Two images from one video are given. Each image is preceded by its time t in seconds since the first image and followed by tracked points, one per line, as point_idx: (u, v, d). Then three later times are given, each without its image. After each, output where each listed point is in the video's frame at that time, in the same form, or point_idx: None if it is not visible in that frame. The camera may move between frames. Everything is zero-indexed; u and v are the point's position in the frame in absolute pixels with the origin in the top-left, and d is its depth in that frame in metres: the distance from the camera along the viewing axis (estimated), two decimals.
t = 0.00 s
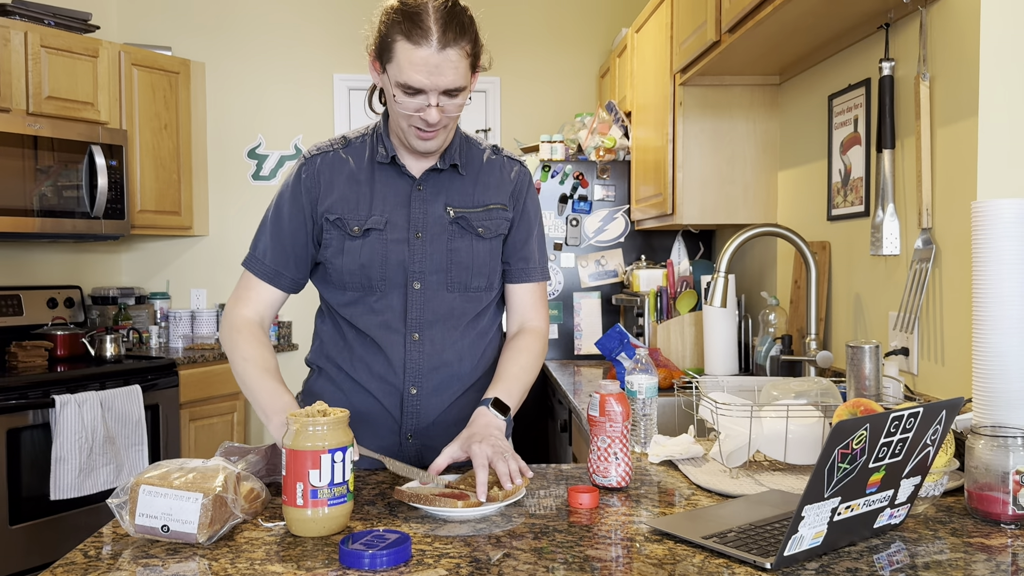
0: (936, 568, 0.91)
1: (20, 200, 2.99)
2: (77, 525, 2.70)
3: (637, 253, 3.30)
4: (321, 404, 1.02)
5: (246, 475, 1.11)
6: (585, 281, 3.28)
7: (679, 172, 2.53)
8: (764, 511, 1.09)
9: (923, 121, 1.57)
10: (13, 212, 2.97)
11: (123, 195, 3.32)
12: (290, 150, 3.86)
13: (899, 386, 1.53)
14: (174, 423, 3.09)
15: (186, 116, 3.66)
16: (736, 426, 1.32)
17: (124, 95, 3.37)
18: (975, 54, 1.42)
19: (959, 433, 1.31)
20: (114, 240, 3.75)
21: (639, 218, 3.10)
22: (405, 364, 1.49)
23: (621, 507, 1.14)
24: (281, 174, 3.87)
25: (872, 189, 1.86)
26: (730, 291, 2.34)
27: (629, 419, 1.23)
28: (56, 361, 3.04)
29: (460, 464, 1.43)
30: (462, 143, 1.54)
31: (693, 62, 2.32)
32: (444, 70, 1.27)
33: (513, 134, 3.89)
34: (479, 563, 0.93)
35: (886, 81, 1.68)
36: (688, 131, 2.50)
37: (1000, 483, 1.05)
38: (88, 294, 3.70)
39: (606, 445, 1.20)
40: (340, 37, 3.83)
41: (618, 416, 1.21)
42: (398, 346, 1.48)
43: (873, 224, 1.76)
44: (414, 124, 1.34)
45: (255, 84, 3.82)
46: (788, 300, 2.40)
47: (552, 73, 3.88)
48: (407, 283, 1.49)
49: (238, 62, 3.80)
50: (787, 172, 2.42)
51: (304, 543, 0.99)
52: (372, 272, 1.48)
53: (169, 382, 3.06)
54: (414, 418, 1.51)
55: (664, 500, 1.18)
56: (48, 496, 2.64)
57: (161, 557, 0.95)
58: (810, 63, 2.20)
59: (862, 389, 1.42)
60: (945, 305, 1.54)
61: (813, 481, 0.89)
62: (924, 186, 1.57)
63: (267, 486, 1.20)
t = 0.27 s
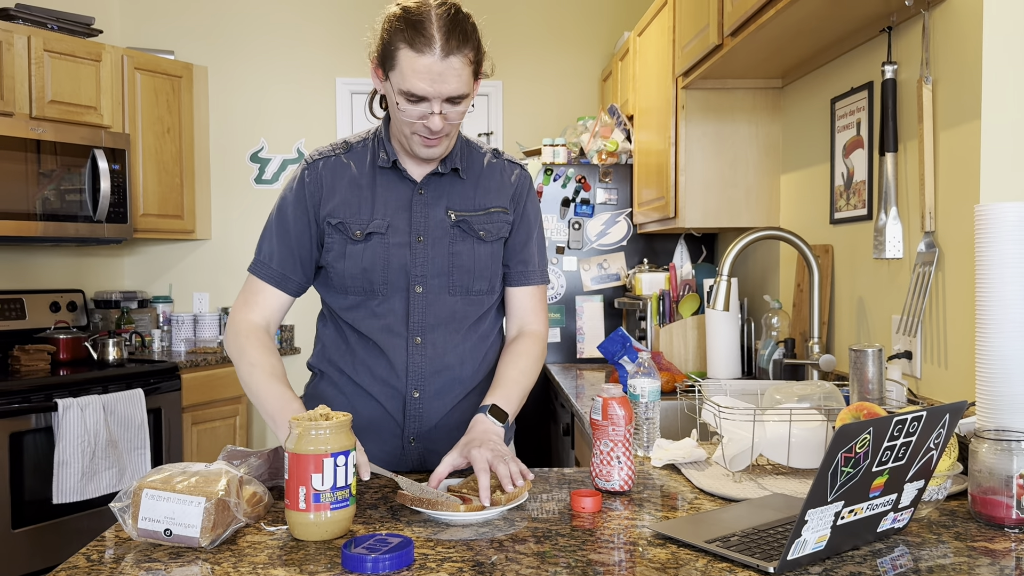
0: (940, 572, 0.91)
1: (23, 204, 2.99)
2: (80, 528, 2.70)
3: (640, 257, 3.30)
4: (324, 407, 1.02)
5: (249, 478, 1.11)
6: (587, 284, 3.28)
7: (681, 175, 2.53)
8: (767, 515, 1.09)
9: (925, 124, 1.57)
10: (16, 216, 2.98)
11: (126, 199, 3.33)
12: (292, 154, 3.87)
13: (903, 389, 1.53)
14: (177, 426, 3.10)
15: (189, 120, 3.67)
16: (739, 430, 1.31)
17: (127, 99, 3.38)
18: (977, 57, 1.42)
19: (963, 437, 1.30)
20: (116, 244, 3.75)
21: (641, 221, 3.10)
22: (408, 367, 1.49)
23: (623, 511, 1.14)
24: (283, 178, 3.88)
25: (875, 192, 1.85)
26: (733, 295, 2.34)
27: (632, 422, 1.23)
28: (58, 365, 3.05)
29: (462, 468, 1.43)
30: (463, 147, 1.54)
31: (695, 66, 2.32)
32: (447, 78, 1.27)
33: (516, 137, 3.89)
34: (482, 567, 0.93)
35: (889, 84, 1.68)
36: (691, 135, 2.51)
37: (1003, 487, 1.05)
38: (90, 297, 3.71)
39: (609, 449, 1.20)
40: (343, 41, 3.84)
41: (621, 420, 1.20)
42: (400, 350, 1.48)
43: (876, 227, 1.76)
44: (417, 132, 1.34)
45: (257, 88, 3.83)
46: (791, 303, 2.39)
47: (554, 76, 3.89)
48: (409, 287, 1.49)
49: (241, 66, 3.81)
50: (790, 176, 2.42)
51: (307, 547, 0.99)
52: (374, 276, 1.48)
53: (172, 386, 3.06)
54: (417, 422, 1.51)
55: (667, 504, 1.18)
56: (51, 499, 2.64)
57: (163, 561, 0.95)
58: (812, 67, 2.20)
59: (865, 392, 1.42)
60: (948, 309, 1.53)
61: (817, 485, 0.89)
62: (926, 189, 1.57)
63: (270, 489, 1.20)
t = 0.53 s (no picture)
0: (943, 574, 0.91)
1: (26, 207, 3.00)
2: (82, 530, 2.71)
3: (642, 259, 3.30)
4: (326, 409, 1.02)
5: (252, 480, 1.11)
6: (589, 286, 3.28)
7: (683, 177, 2.53)
8: (769, 518, 1.09)
9: (928, 126, 1.57)
10: (19, 218, 2.98)
11: (129, 201, 3.33)
12: (295, 156, 3.87)
13: (905, 390, 1.53)
14: (179, 429, 3.10)
15: (191, 122, 3.68)
16: (741, 432, 1.32)
17: (129, 102, 3.39)
18: (980, 59, 1.42)
19: (966, 438, 1.30)
20: (119, 246, 3.76)
21: (643, 223, 3.10)
22: (409, 369, 1.49)
23: (626, 513, 1.14)
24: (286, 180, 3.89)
25: (877, 194, 1.85)
26: (735, 297, 2.33)
27: (635, 425, 1.23)
28: (61, 367, 3.05)
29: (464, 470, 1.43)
30: (466, 150, 1.54)
31: (697, 68, 2.32)
32: (450, 86, 1.27)
33: (518, 139, 3.89)
34: (484, 570, 0.93)
35: (891, 86, 1.68)
36: (693, 136, 2.50)
37: (1006, 489, 1.05)
38: (93, 300, 3.71)
39: (611, 451, 1.20)
40: (345, 44, 3.84)
41: (623, 422, 1.21)
42: (401, 352, 1.48)
43: (878, 229, 1.75)
44: (419, 139, 1.34)
45: (260, 90, 3.83)
46: (793, 305, 2.39)
47: (556, 78, 3.89)
48: (411, 289, 1.49)
49: (243, 69, 3.82)
50: (792, 177, 2.42)
51: (309, 549, 0.99)
52: (376, 278, 1.48)
53: (174, 388, 3.06)
54: (419, 424, 1.51)
55: (669, 507, 1.18)
56: (53, 501, 2.64)
57: (166, 563, 0.95)
58: (814, 69, 2.20)
59: (868, 394, 1.42)
60: (951, 311, 1.53)
61: (819, 487, 0.89)
62: (929, 191, 1.57)
63: (272, 491, 1.20)
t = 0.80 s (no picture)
0: None
1: (29, 208, 3.00)
2: (84, 532, 2.71)
3: (644, 260, 3.30)
4: (329, 411, 1.02)
5: (254, 482, 1.11)
6: (591, 288, 3.28)
7: (685, 179, 2.53)
8: (772, 520, 1.09)
9: (931, 127, 1.57)
10: (21, 220, 2.99)
11: (131, 203, 3.34)
12: (297, 158, 3.87)
13: (908, 392, 1.53)
14: (182, 430, 3.10)
15: (194, 124, 3.68)
16: (744, 434, 1.31)
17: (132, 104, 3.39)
18: (983, 61, 1.42)
19: (969, 440, 1.30)
20: (121, 248, 3.76)
21: (645, 225, 3.10)
22: (411, 371, 1.49)
23: (628, 515, 1.14)
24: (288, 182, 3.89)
25: (880, 196, 1.85)
26: (738, 298, 2.33)
27: (637, 427, 1.23)
28: (63, 369, 3.05)
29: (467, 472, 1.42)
30: (468, 152, 1.54)
31: (699, 69, 2.32)
32: (452, 89, 1.27)
33: (520, 141, 3.89)
34: (486, 572, 0.93)
35: (893, 87, 1.68)
36: (695, 138, 2.50)
37: (1010, 491, 1.04)
38: (95, 301, 3.72)
39: (614, 453, 1.20)
40: (347, 45, 3.84)
41: (626, 424, 1.20)
42: (403, 353, 1.48)
43: (881, 231, 1.75)
44: (421, 141, 1.34)
45: (262, 92, 3.84)
46: (796, 307, 2.39)
47: (558, 80, 3.89)
48: (413, 291, 1.49)
49: (246, 71, 3.82)
50: (795, 178, 2.41)
51: (312, 551, 0.99)
52: (377, 280, 1.48)
53: (176, 390, 3.06)
54: (421, 425, 1.51)
55: (672, 508, 1.18)
56: (56, 502, 2.64)
57: (168, 565, 0.95)
58: (817, 70, 2.20)
59: (871, 396, 1.42)
60: (954, 313, 1.53)
61: (823, 489, 0.88)
62: (932, 193, 1.57)
63: (274, 493, 1.20)
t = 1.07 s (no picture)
0: None
1: (31, 209, 3.01)
2: (86, 532, 2.71)
3: (645, 261, 3.30)
4: (331, 412, 1.02)
5: (256, 483, 1.11)
6: (593, 289, 3.29)
7: (687, 180, 2.53)
8: (774, 520, 1.09)
9: (932, 129, 1.57)
10: (24, 221, 2.99)
11: (133, 204, 3.34)
12: (299, 159, 3.88)
13: (909, 393, 1.53)
14: (184, 431, 3.10)
15: (196, 125, 3.69)
16: (745, 434, 1.31)
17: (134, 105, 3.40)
18: (984, 62, 1.42)
19: (971, 442, 1.30)
20: (123, 249, 3.77)
21: (647, 226, 3.10)
22: (414, 372, 1.49)
23: (630, 516, 1.14)
24: (290, 183, 3.89)
25: (881, 197, 1.85)
26: (739, 299, 2.33)
27: (639, 428, 1.23)
28: (66, 370, 3.06)
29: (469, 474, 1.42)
30: (471, 153, 1.54)
31: (701, 70, 2.32)
32: (453, 92, 1.27)
33: (522, 142, 3.89)
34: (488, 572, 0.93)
35: (895, 88, 1.68)
36: (697, 139, 2.50)
37: (1012, 492, 1.04)
38: (97, 302, 3.73)
39: (615, 454, 1.20)
40: (348, 47, 3.85)
41: (627, 425, 1.21)
42: (406, 355, 1.48)
43: (883, 232, 1.75)
44: (423, 143, 1.35)
45: (264, 93, 3.84)
46: (797, 308, 2.39)
47: (560, 81, 3.89)
48: (416, 292, 1.49)
49: (248, 72, 3.83)
50: (796, 179, 2.41)
51: (314, 552, 0.99)
52: (381, 282, 1.48)
53: (178, 391, 3.06)
54: (423, 426, 1.51)
55: (673, 509, 1.18)
56: (58, 503, 2.65)
57: (170, 566, 0.96)
58: (819, 71, 2.20)
59: (872, 397, 1.42)
60: (956, 314, 1.53)
61: (824, 489, 0.88)
62: (933, 193, 1.57)
63: (276, 494, 1.20)
